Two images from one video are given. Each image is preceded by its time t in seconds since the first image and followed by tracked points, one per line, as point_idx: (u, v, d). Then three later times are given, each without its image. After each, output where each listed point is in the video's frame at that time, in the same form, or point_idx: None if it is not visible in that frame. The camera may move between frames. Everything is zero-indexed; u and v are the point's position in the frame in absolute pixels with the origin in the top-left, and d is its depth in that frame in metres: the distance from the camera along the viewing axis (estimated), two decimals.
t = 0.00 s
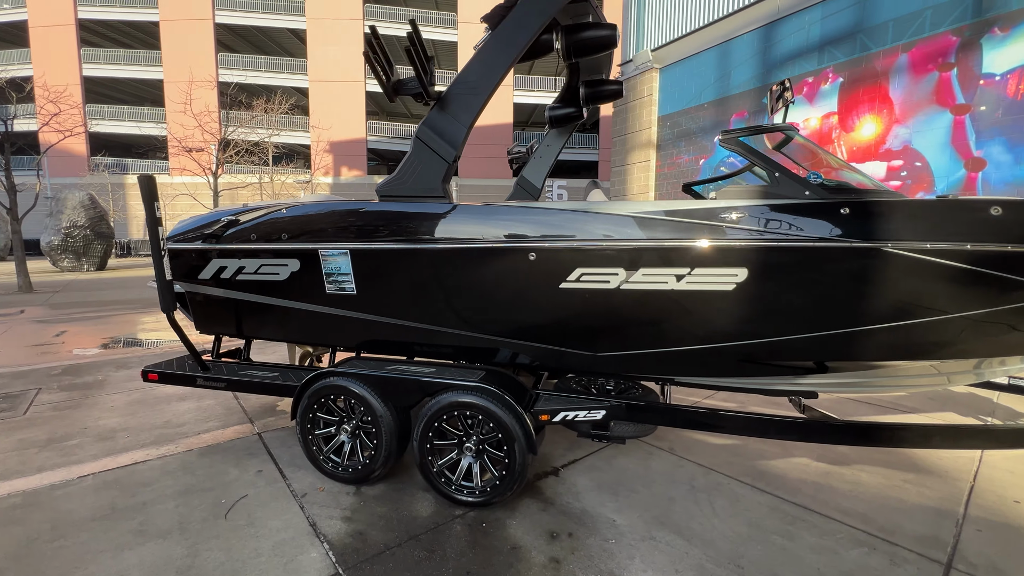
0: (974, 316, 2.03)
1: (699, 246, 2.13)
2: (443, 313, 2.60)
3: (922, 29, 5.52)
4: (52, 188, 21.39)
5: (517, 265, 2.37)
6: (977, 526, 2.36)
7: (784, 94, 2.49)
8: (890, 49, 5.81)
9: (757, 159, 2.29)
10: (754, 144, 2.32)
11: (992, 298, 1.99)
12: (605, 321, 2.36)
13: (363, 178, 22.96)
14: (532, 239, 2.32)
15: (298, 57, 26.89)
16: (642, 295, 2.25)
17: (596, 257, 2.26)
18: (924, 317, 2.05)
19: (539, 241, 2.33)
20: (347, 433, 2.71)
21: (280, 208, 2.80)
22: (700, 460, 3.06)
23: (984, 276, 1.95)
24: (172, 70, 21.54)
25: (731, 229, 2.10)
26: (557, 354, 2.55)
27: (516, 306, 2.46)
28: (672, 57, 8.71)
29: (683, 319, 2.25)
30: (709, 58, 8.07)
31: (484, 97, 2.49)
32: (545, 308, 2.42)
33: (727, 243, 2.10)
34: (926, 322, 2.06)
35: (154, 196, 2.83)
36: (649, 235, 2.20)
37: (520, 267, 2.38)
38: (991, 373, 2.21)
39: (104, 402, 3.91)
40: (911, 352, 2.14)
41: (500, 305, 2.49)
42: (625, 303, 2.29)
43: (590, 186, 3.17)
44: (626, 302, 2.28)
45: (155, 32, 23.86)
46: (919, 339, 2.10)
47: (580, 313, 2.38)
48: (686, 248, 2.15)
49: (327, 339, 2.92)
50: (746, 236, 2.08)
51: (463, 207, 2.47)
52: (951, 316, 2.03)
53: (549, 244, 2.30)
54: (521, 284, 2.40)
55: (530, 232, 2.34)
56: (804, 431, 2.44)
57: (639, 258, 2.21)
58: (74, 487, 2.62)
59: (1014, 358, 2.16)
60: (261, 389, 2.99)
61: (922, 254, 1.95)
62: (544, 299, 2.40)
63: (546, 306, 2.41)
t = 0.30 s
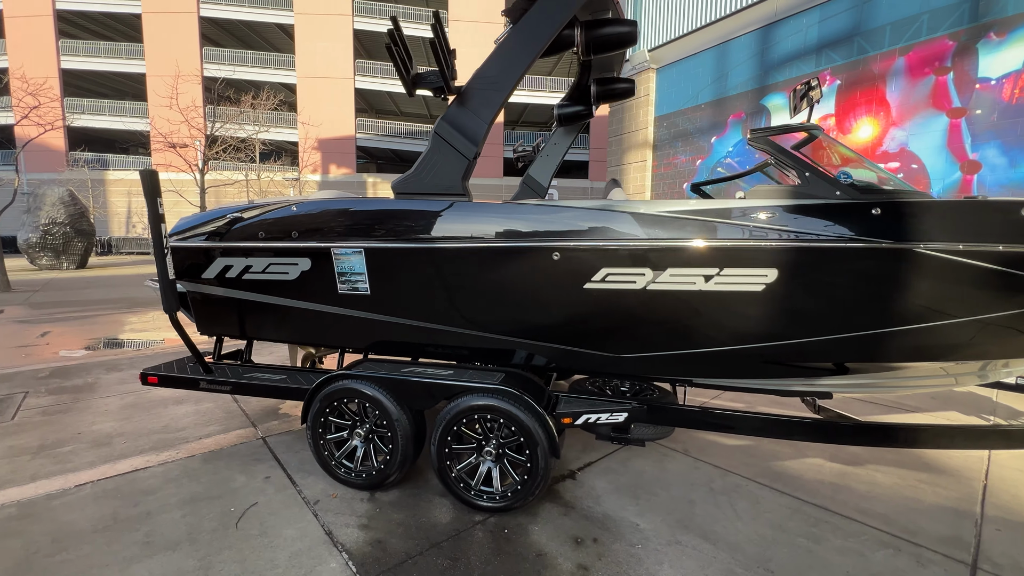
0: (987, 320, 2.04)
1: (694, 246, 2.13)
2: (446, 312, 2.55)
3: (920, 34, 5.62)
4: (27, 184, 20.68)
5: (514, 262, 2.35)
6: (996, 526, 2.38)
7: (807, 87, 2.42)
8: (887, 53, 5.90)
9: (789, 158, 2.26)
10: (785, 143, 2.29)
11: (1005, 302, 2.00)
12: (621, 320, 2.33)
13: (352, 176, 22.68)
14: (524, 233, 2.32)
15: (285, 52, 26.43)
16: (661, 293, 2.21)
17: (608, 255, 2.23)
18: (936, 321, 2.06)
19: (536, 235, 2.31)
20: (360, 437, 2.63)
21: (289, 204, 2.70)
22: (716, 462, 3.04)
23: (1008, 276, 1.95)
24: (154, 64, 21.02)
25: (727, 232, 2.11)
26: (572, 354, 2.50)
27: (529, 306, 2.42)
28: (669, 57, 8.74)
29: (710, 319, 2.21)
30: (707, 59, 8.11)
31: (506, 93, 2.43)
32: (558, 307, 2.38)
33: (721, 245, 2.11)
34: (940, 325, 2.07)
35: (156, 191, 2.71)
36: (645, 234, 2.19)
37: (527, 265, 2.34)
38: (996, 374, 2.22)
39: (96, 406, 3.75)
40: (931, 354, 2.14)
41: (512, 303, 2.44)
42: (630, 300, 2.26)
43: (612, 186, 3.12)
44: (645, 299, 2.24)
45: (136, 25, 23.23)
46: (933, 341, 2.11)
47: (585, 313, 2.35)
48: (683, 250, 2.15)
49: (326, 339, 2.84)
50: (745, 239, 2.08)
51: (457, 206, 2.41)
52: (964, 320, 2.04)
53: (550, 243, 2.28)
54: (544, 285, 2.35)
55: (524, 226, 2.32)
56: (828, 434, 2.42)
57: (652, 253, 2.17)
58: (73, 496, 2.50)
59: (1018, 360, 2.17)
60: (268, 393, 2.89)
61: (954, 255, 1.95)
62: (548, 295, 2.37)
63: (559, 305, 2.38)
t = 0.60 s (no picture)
0: (992, 318, 2.05)
1: (685, 242, 2.12)
2: (447, 310, 2.50)
3: (913, 34, 5.70)
4: None
5: (514, 256, 2.31)
6: (1008, 521, 2.40)
7: (825, 82, 2.42)
8: (881, 53, 5.98)
9: (811, 154, 2.23)
10: (807, 138, 2.29)
11: (1012, 301, 2.01)
12: (621, 318, 2.31)
13: (339, 172, 22.35)
14: (514, 227, 2.29)
15: (269, 46, 25.89)
16: (663, 296, 2.21)
17: (615, 254, 2.20)
18: (939, 320, 2.07)
19: (541, 229, 2.28)
20: (369, 440, 2.55)
21: (294, 199, 2.61)
22: (727, 459, 3.03)
23: None
24: (133, 56, 20.41)
25: (722, 228, 2.10)
26: (577, 351, 2.46)
27: (533, 302, 2.37)
28: (664, 55, 8.77)
29: (731, 317, 2.18)
30: (701, 58, 8.15)
31: (522, 85, 2.35)
32: (566, 304, 2.34)
33: (713, 240, 2.10)
34: (943, 325, 2.07)
35: (152, 185, 2.58)
36: (638, 229, 2.18)
37: (531, 261, 2.30)
38: (993, 372, 2.22)
39: (84, 410, 3.59)
40: (948, 351, 2.14)
41: (516, 300, 2.39)
42: (629, 296, 2.25)
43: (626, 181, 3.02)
44: (650, 296, 2.22)
45: (114, 15, 22.53)
46: (936, 340, 2.11)
47: (589, 312, 2.33)
48: (678, 246, 2.13)
49: (323, 338, 2.77)
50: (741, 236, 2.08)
51: (453, 201, 2.36)
52: (971, 318, 2.05)
53: (551, 241, 2.25)
54: (562, 282, 2.30)
55: (518, 221, 2.29)
56: (845, 432, 2.42)
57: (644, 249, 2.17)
58: (65, 506, 2.37)
59: (1018, 357, 2.16)
60: (270, 395, 2.78)
61: (977, 252, 1.95)
62: (552, 291, 2.33)
63: (567, 301, 2.33)
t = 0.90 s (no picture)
0: (988, 317, 2.07)
1: (670, 238, 2.11)
2: (444, 308, 2.43)
3: (901, 34, 5.79)
4: None
5: (512, 253, 2.25)
6: (1016, 513, 2.42)
7: (841, 76, 2.40)
8: (870, 52, 6.07)
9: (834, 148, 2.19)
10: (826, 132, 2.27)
11: (1016, 298, 2.03)
12: (618, 316, 2.27)
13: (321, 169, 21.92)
14: (498, 222, 2.23)
15: (247, 39, 25.24)
16: (663, 294, 2.18)
17: (616, 252, 2.16)
18: (936, 319, 2.08)
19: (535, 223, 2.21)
20: (376, 445, 2.44)
21: (293, 194, 2.49)
22: (736, 457, 3.01)
23: None
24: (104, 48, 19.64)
25: (709, 222, 2.09)
26: (576, 347, 2.40)
27: (533, 298, 2.31)
28: (654, 53, 8.80)
29: (751, 313, 2.15)
30: (691, 55, 8.18)
31: (535, 76, 2.27)
32: (575, 299, 2.28)
33: (697, 236, 2.09)
34: (942, 324, 2.08)
35: (140, 178, 2.44)
36: (626, 226, 2.14)
37: (530, 256, 2.24)
38: (988, 368, 2.21)
39: (63, 418, 3.40)
40: (966, 346, 2.14)
41: (515, 296, 2.32)
42: (628, 289, 2.20)
43: (637, 176, 3.02)
44: (646, 293, 2.19)
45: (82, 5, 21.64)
46: (935, 338, 2.12)
47: (591, 309, 2.27)
48: (669, 241, 2.11)
49: (316, 339, 2.66)
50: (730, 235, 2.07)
51: (440, 196, 2.28)
52: (969, 317, 2.07)
53: (541, 236, 2.21)
54: (579, 279, 2.23)
55: (513, 213, 2.23)
56: (860, 428, 2.41)
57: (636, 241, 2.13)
58: (50, 522, 2.22)
59: (1012, 354, 2.16)
60: (268, 400, 2.65)
61: (997, 247, 1.95)
62: (555, 288, 2.27)
63: (577, 297, 2.27)
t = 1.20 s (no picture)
0: (982, 318, 2.11)
1: (648, 233, 2.10)
2: (441, 309, 2.37)
3: (884, 34, 5.94)
4: None
5: (507, 255, 2.21)
6: (1014, 504, 2.49)
7: (848, 76, 2.43)
8: (854, 52, 6.19)
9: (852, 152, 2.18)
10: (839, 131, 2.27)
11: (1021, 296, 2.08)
12: (618, 315, 2.24)
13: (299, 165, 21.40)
14: (492, 221, 2.17)
15: (219, 30, 24.41)
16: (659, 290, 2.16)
17: (620, 253, 2.13)
18: (939, 318, 2.11)
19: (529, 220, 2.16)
20: (384, 453, 2.36)
21: (292, 192, 2.37)
22: (742, 455, 3.02)
23: None
24: (64, 36, 18.70)
25: (693, 216, 2.09)
26: (577, 346, 2.35)
27: (531, 296, 2.27)
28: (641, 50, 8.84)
29: (768, 313, 2.14)
30: (678, 53, 8.24)
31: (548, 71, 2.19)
32: (580, 298, 2.23)
33: (674, 236, 2.09)
34: (937, 323, 2.12)
35: (126, 175, 2.29)
36: (611, 221, 2.13)
37: (528, 253, 2.19)
38: (974, 364, 2.27)
39: (39, 430, 3.20)
40: (974, 344, 2.17)
41: (517, 294, 2.27)
42: (626, 284, 2.17)
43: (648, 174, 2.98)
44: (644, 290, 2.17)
45: None
46: (933, 336, 2.14)
47: (592, 307, 2.24)
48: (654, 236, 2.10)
49: (309, 342, 2.56)
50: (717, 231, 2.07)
51: (419, 197, 2.25)
52: (969, 316, 2.10)
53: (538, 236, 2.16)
54: (594, 280, 2.19)
55: (514, 208, 2.16)
56: (868, 425, 2.44)
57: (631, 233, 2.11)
58: (34, 545, 2.07)
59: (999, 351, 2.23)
60: (266, 409, 2.52)
61: (1007, 246, 1.99)
62: (567, 290, 2.23)
63: (583, 295, 2.23)
